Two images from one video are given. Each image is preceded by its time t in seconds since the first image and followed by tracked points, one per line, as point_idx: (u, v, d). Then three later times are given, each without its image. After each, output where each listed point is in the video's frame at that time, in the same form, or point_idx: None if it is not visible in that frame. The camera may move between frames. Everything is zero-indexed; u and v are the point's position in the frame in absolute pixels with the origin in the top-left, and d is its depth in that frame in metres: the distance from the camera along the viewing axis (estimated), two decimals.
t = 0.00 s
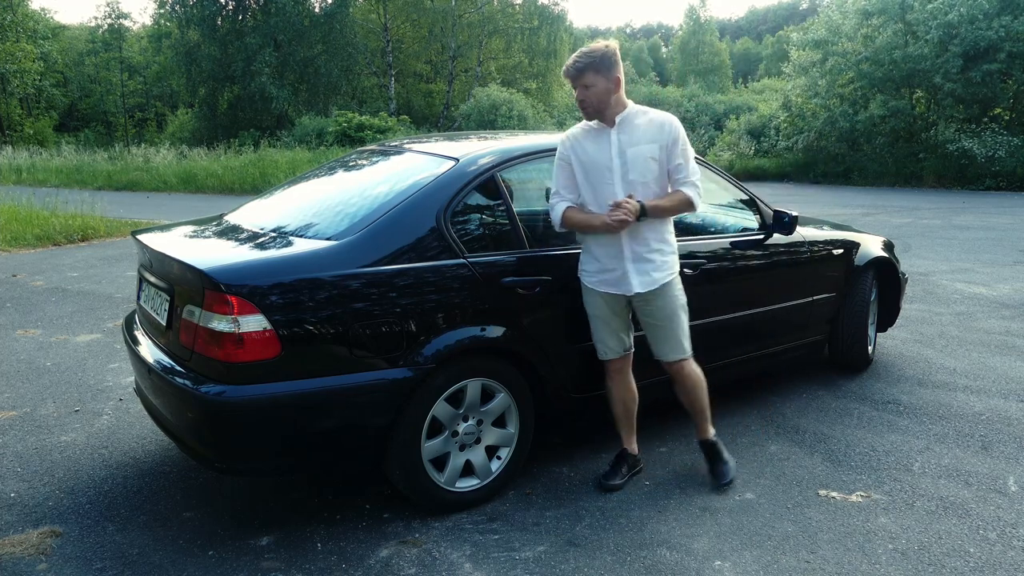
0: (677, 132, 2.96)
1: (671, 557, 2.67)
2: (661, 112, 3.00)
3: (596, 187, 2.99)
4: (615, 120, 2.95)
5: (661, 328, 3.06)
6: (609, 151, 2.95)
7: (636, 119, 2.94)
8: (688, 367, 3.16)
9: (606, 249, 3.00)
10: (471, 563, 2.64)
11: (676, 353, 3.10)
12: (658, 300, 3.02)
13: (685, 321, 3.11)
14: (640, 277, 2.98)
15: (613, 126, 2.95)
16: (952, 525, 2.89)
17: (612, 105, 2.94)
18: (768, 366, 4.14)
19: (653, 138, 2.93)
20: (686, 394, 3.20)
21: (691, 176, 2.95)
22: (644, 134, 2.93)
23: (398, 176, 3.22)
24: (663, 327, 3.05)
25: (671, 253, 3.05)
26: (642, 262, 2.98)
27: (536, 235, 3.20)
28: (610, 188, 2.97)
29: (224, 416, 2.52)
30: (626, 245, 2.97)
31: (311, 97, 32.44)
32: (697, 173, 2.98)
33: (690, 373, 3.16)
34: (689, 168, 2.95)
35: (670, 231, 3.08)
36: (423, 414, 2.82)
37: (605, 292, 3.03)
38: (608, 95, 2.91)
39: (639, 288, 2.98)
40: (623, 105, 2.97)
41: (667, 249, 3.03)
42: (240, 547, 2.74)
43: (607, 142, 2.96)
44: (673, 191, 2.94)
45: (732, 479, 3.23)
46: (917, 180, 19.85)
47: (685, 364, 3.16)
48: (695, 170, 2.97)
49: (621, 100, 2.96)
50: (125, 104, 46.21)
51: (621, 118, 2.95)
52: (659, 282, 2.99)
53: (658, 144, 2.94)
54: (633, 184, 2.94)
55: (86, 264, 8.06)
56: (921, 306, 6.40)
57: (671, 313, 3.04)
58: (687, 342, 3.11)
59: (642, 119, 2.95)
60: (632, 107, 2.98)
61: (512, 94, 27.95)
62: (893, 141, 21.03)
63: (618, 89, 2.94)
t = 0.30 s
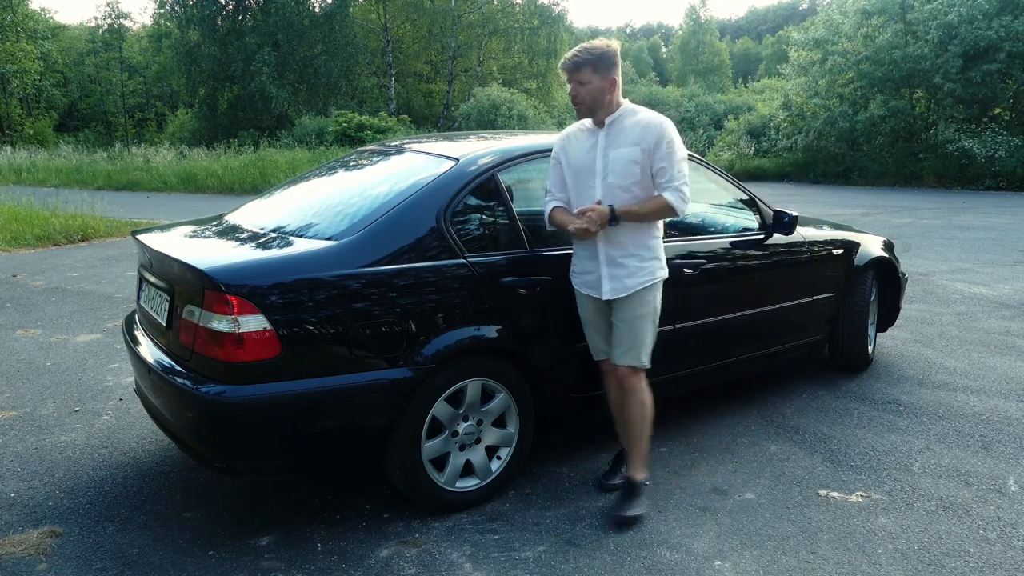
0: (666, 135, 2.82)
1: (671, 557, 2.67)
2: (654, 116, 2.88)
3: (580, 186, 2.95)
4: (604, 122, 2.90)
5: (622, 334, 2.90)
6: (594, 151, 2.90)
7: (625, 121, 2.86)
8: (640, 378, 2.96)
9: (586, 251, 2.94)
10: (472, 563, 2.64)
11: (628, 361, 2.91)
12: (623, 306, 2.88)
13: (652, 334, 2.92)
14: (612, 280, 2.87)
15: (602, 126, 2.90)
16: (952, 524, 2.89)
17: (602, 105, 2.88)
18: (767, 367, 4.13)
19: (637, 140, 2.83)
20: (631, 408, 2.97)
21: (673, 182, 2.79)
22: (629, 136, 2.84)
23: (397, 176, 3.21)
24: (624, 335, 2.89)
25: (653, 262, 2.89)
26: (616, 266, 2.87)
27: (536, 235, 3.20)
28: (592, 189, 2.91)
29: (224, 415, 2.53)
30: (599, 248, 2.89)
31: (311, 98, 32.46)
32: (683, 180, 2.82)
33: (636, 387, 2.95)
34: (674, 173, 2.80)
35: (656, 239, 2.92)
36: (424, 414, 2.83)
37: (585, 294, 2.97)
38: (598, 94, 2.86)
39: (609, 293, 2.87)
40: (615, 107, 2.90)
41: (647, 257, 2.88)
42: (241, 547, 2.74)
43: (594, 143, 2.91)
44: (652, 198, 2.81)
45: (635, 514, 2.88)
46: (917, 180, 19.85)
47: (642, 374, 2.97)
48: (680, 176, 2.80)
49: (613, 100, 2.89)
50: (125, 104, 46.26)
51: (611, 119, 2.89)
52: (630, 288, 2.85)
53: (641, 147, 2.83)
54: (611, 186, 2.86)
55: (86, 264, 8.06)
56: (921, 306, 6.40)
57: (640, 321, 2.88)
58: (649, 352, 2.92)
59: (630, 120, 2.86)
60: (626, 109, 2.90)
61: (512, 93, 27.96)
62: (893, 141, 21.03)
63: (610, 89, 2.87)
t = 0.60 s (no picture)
0: (650, 146, 2.68)
1: (671, 557, 2.67)
2: (643, 124, 2.74)
3: (564, 193, 2.87)
4: (591, 128, 2.79)
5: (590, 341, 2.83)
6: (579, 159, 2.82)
7: (611, 130, 2.75)
8: (598, 390, 2.89)
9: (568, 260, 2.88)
10: (471, 563, 2.64)
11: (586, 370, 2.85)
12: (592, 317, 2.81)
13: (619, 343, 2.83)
14: (589, 293, 2.81)
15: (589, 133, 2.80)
16: (952, 525, 2.89)
17: (589, 111, 2.77)
18: (767, 367, 4.13)
19: (619, 151, 2.72)
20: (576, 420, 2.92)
21: (654, 197, 2.66)
22: (613, 145, 2.73)
23: (397, 176, 3.21)
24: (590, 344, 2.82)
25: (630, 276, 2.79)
26: (593, 279, 2.79)
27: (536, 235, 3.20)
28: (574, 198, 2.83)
29: (224, 415, 2.53)
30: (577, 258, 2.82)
31: (311, 98, 32.44)
32: (667, 193, 2.68)
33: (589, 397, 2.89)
34: (657, 186, 2.67)
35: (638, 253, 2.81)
36: (424, 414, 2.83)
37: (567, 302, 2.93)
38: (587, 100, 2.75)
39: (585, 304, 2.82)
40: (604, 113, 2.78)
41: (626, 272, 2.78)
42: (241, 547, 2.74)
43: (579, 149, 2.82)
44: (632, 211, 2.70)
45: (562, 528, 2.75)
46: (917, 180, 19.85)
47: (603, 387, 2.90)
48: (664, 191, 2.67)
49: (602, 106, 2.77)
50: (125, 104, 46.27)
51: (597, 126, 2.78)
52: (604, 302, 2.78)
53: (625, 159, 2.71)
54: (590, 197, 2.76)
55: (86, 264, 8.06)
56: (921, 306, 6.40)
57: (609, 333, 2.80)
58: (613, 363, 2.84)
59: (616, 129, 2.74)
60: (615, 116, 2.77)
61: (512, 93, 27.96)
62: (893, 141, 21.03)
63: (600, 96, 2.75)
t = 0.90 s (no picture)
0: (632, 157, 2.55)
1: (671, 557, 2.67)
2: (630, 133, 2.59)
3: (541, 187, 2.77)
4: (578, 128, 2.65)
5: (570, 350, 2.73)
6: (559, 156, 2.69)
7: (597, 133, 2.61)
8: (589, 398, 2.80)
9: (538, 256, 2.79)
10: (471, 563, 2.64)
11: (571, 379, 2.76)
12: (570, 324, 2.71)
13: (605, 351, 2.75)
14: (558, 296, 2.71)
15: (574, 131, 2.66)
16: (952, 525, 2.89)
17: (579, 111, 2.63)
18: (767, 367, 4.13)
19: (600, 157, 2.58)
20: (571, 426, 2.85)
21: (628, 210, 2.53)
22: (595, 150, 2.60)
23: (396, 176, 3.21)
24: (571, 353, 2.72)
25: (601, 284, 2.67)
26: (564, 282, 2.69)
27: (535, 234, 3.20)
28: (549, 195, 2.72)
29: (224, 415, 2.52)
30: (549, 257, 2.70)
31: (311, 98, 32.44)
32: (642, 208, 2.55)
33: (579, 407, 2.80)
34: (634, 200, 2.54)
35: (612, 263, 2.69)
36: (423, 414, 2.83)
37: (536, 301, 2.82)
38: (578, 98, 2.60)
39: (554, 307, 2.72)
40: (594, 114, 2.63)
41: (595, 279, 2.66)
42: (241, 547, 2.74)
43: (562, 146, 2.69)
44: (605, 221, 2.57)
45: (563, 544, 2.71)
46: (917, 180, 19.85)
47: (595, 395, 2.81)
48: (639, 207, 2.54)
49: (593, 106, 2.62)
50: (125, 104, 46.29)
51: (584, 125, 2.64)
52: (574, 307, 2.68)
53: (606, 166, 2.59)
54: (565, 199, 2.65)
55: (86, 264, 8.06)
56: (921, 305, 6.40)
57: (589, 342, 2.70)
58: (599, 371, 2.74)
59: (603, 133, 2.60)
60: (604, 118, 2.63)
61: (512, 93, 27.98)
62: (893, 141, 21.03)
63: (592, 97, 2.60)
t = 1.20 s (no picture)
0: (622, 164, 2.54)
1: (671, 557, 2.67)
2: (618, 138, 2.57)
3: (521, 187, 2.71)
4: (562, 131, 2.59)
5: (559, 353, 2.72)
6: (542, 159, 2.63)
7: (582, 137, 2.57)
8: (580, 401, 2.78)
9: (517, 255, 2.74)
10: (471, 563, 2.64)
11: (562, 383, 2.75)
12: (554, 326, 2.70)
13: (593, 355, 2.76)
14: (539, 299, 2.68)
15: (558, 133, 2.60)
16: (952, 525, 2.89)
17: (564, 116, 2.57)
18: (767, 366, 4.13)
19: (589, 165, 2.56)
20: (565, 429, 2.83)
21: (623, 219, 2.54)
22: (583, 155, 2.56)
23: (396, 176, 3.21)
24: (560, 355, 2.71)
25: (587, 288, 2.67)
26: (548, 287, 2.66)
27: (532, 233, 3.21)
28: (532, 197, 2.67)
29: (225, 415, 2.52)
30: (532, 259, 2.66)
31: (311, 98, 32.44)
32: (636, 215, 2.56)
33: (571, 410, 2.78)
34: (629, 208, 2.55)
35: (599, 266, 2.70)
36: (424, 413, 2.83)
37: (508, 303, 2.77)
38: (562, 103, 2.54)
39: (535, 310, 2.68)
40: (579, 117, 2.58)
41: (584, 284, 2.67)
42: (241, 547, 2.74)
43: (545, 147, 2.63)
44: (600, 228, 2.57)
45: (563, 543, 2.71)
46: (917, 180, 19.85)
47: (587, 398, 2.79)
48: (633, 215, 2.55)
49: (576, 109, 2.56)
50: (125, 104, 46.29)
51: (569, 129, 2.58)
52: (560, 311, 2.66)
53: (595, 172, 2.56)
54: (553, 205, 2.61)
55: (86, 264, 8.06)
56: (921, 306, 6.40)
57: (578, 345, 2.70)
58: (588, 374, 2.75)
59: (591, 138, 2.56)
60: (588, 121, 2.58)
61: (512, 93, 27.99)
62: (893, 141, 21.04)
63: (576, 101, 2.54)
